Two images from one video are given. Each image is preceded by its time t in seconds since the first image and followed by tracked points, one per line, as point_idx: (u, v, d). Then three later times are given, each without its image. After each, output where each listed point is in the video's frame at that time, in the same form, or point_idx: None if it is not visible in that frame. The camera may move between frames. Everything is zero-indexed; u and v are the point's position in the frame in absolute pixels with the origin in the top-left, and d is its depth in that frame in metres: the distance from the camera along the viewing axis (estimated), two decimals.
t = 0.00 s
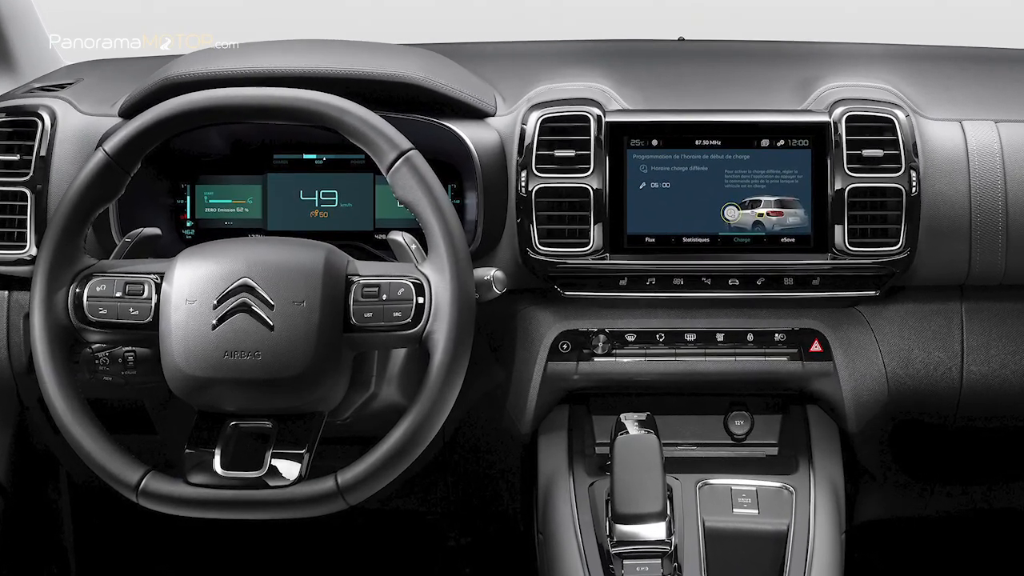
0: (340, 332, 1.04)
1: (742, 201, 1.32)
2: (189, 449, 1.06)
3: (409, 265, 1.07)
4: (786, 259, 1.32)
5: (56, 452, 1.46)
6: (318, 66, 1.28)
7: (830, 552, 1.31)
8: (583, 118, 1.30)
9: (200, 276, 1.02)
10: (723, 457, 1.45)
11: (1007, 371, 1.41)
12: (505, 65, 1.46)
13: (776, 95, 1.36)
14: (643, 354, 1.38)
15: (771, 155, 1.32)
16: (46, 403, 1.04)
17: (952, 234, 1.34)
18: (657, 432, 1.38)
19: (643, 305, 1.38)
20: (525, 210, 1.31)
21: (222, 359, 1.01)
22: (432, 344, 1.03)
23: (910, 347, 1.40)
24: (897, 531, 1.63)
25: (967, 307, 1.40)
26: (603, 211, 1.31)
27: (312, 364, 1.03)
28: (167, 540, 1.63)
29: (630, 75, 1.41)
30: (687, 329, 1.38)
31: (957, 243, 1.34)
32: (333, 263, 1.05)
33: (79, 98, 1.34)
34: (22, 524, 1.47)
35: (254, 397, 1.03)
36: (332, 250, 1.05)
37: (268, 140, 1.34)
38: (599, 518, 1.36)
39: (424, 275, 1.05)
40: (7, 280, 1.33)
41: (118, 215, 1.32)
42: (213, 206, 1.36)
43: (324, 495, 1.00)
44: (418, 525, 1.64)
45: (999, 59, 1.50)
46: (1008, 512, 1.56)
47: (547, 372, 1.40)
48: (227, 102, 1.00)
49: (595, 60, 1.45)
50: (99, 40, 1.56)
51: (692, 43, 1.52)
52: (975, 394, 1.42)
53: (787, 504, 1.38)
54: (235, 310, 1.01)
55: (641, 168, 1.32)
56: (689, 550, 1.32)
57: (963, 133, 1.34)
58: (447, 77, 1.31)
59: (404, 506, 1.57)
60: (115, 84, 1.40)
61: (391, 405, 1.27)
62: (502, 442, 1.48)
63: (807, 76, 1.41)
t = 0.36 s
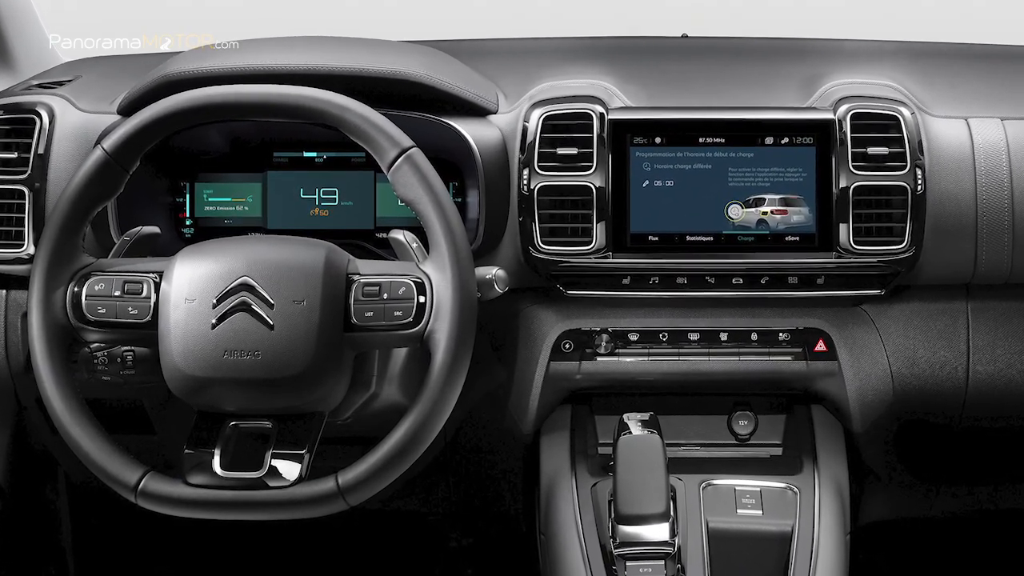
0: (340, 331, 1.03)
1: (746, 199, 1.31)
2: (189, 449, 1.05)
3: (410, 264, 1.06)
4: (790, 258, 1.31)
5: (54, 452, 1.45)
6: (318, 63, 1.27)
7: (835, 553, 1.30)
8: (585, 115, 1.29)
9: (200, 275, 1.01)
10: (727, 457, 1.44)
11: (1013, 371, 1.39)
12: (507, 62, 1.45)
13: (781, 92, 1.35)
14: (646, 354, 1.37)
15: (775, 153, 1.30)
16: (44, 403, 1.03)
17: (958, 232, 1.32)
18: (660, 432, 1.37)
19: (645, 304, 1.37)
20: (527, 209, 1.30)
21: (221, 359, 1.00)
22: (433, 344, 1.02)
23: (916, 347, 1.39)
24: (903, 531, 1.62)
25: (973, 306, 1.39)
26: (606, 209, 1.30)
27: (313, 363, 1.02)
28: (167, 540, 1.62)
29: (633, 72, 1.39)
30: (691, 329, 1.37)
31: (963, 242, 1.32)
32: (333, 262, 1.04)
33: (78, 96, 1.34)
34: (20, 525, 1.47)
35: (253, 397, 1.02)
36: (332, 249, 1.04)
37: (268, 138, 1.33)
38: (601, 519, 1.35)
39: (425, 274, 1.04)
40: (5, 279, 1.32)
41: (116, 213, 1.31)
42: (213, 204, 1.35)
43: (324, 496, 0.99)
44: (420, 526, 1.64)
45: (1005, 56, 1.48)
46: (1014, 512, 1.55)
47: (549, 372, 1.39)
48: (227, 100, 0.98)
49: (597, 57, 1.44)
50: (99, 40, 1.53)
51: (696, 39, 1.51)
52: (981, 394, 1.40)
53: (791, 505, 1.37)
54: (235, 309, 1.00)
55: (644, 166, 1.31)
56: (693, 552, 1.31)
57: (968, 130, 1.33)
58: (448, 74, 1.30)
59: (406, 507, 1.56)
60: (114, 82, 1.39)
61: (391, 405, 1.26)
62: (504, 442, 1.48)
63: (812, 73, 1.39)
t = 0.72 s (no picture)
0: (341, 331, 1.02)
1: (750, 197, 1.29)
2: (188, 449, 1.04)
3: (411, 263, 1.05)
4: (794, 256, 1.30)
5: (52, 453, 1.44)
6: (319, 60, 1.26)
7: (840, 555, 1.29)
8: (588, 113, 1.28)
9: (199, 274, 1.00)
10: (731, 458, 1.43)
11: (1020, 371, 1.38)
12: (509, 59, 1.43)
13: (785, 90, 1.34)
14: (649, 354, 1.36)
15: (779, 151, 1.29)
16: (42, 403, 1.02)
17: (964, 231, 1.31)
18: (663, 433, 1.36)
19: (648, 304, 1.36)
20: (529, 207, 1.29)
21: (221, 359, 0.99)
22: (434, 343, 1.01)
23: (921, 346, 1.37)
24: (908, 532, 1.61)
25: (979, 305, 1.37)
26: (609, 208, 1.28)
27: (313, 363, 1.01)
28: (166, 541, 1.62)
29: (637, 70, 1.38)
30: (694, 328, 1.36)
31: (968, 240, 1.31)
32: (333, 261, 1.03)
33: (76, 93, 1.33)
34: (19, 526, 1.46)
35: (253, 397, 1.01)
36: (333, 248, 1.03)
37: (268, 136, 1.32)
38: (604, 520, 1.34)
39: (426, 273, 1.03)
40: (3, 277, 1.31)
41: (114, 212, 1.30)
42: (212, 203, 1.34)
43: (324, 497, 0.98)
44: (421, 527, 1.63)
45: (1011, 53, 1.47)
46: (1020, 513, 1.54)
47: (552, 371, 1.38)
48: (225, 97, 0.97)
49: (600, 55, 1.43)
50: (99, 40, 1.52)
51: (699, 36, 1.50)
52: (987, 395, 1.39)
53: (796, 505, 1.35)
54: (235, 308, 0.99)
55: (647, 164, 1.29)
56: (696, 553, 1.30)
57: (974, 128, 1.32)
58: (449, 72, 1.29)
59: (407, 508, 1.55)
60: (113, 79, 1.39)
61: (392, 405, 1.25)
62: (506, 443, 1.47)
63: (816, 70, 1.38)
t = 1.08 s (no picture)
0: (342, 330, 1.01)
1: (753, 196, 1.28)
2: (188, 450, 1.03)
3: (412, 262, 1.04)
4: (798, 255, 1.29)
5: (50, 453, 1.43)
6: (318, 57, 1.25)
7: (845, 556, 1.28)
8: (590, 110, 1.27)
9: (199, 273, 0.99)
10: (735, 458, 1.42)
11: None
12: (511, 56, 1.42)
13: (790, 87, 1.33)
14: (652, 353, 1.35)
15: (783, 149, 1.28)
16: (41, 403, 1.01)
17: (969, 229, 1.30)
18: (666, 433, 1.35)
19: (651, 303, 1.35)
20: (531, 205, 1.28)
21: (220, 358, 0.98)
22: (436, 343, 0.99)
23: (926, 345, 1.36)
24: (914, 533, 1.60)
25: (984, 304, 1.36)
26: (611, 206, 1.27)
27: (314, 363, 1.00)
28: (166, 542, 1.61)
29: (639, 67, 1.37)
30: (697, 327, 1.35)
31: (974, 239, 1.30)
32: (334, 260, 1.02)
33: (74, 90, 1.32)
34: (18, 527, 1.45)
35: (253, 397, 1.00)
36: (334, 247, 1.02)
37: (269, 133, 1.31)
38: (607, 522, 1.34)
39: (427, 272, 1.02)
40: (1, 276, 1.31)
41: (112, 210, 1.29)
42: (212, 201, 1.33)
43: (325, 497, 0.97)
44: (421, 528, 1.64)
45: (1016, 50, 1.46)
46: None
47: (554, 370, 1.36)
48: (224, 94, 0.96)
49: (603, 52, 1.42)
50: (99, 40, 1.51)
51: (703, 33, 1.49)
52: (993, 395, 1.38)
53: (800, 506, 1.34)
54: (235, 307, 0.98)
55: (650, 162, 1.28)
56: (699, 554, 1.29)
57: (980, 125, 1.31)
58: (451, 69, 1.28)
59: (408, 509, 1.55)
60: (111, 77, 1.38)
61: (393, 405, 1.24)
62: (508, 444, 1.46)
63: (820, 68, 1.37)
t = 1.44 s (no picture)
0: (342, 330, 1.00)
1: (757, 194, 1.27)
2: (187, 450, 1.02)
3: (413, 260, 1.03)
4: (802, 254, 1.28)
5: (48, 453, 1.42)
6: (318, 54, 1.24)
7: (849, 557, 1.27)
8: (592, 108, 1.26)
9: (198, 272, 0.99)
10: (738, 458, 1.41)
11: None
12: (513, 54, 1.41)
13: (794, 84, 1.32)
14: (655, 352, 1.34)
15: (787, 147, 1.27)
16: (38, 402, 1.00)
17: (975, 228, 1.29)
18: (669, 433, 1.33)
19: (654, 302, 1.34)
20: (533, 203, 1.27)
21: (220, 358, 0.97)
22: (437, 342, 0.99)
23: (931, 345, 1.35)
24: (919, 534, 1.59)
25: (990, 303, 1.35)
26: (614, 204, 1.27)
27: (314, 362, 0.99)
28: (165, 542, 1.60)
29: (642, 64, 1.36)
30: (700, 327, 1.34)
31: (979, 237, 1.29)
32: (334, 258, 1.01)
33: (72, 87, 1.31)
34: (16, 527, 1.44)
35: (253, 397, 0.99)
36: (334, 246, 1.01)
37: (269, 131, 1.30)
38: (610, 523, 1.32)
39: (428, 271, 1.01)
40: None
41: (111, 209, 1.28)
42: (211, 199, 1.33)
43: (325, 498, 0.96)
44: (423, 529, 1.62)
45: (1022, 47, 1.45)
46: None
47: (556, 370, 1.36)
48: (223, 92, 0.95)
49: (606, 50, 1.41)
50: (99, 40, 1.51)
51: (706, 30, 1.48)
52: (998, 395, 1.37)
53: (804, 507, 1.33)
54: (235, 306, 0.97)
55: (653, 160, 1.27)
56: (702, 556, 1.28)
57: (985, 123, 1.29)
58: (452, 66, 1.27)
59: (409, 509, 1.54)
60: (110, 74, 1.37)
61: (394, 405, 1.23)
62: (510, 444, 1.45)
63: (824, 65, 1.36)
